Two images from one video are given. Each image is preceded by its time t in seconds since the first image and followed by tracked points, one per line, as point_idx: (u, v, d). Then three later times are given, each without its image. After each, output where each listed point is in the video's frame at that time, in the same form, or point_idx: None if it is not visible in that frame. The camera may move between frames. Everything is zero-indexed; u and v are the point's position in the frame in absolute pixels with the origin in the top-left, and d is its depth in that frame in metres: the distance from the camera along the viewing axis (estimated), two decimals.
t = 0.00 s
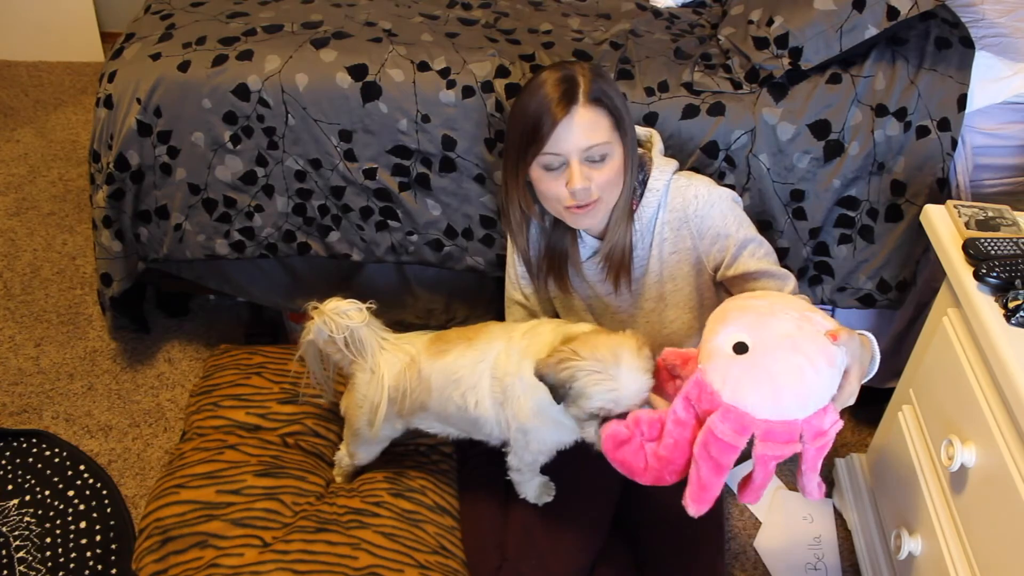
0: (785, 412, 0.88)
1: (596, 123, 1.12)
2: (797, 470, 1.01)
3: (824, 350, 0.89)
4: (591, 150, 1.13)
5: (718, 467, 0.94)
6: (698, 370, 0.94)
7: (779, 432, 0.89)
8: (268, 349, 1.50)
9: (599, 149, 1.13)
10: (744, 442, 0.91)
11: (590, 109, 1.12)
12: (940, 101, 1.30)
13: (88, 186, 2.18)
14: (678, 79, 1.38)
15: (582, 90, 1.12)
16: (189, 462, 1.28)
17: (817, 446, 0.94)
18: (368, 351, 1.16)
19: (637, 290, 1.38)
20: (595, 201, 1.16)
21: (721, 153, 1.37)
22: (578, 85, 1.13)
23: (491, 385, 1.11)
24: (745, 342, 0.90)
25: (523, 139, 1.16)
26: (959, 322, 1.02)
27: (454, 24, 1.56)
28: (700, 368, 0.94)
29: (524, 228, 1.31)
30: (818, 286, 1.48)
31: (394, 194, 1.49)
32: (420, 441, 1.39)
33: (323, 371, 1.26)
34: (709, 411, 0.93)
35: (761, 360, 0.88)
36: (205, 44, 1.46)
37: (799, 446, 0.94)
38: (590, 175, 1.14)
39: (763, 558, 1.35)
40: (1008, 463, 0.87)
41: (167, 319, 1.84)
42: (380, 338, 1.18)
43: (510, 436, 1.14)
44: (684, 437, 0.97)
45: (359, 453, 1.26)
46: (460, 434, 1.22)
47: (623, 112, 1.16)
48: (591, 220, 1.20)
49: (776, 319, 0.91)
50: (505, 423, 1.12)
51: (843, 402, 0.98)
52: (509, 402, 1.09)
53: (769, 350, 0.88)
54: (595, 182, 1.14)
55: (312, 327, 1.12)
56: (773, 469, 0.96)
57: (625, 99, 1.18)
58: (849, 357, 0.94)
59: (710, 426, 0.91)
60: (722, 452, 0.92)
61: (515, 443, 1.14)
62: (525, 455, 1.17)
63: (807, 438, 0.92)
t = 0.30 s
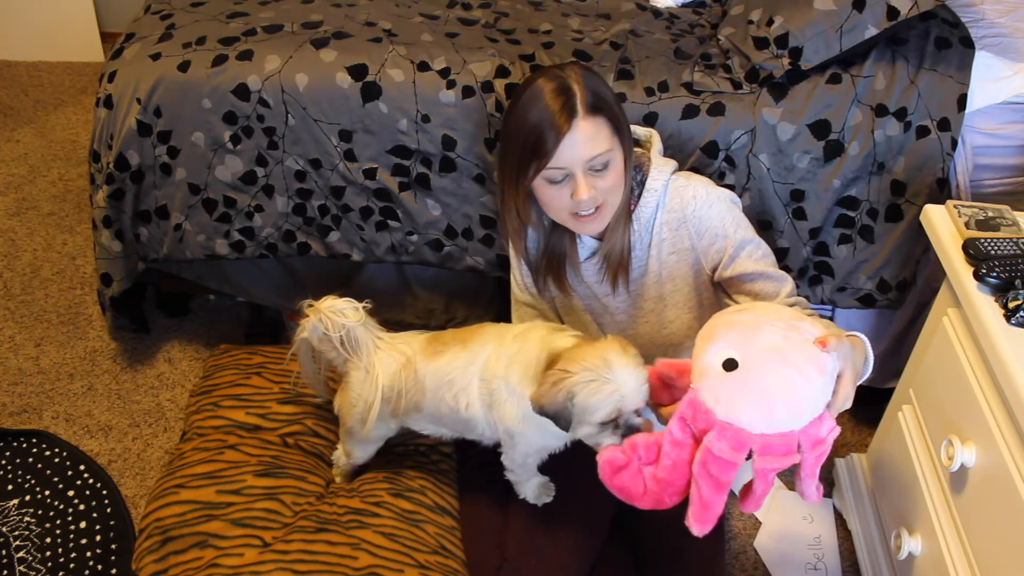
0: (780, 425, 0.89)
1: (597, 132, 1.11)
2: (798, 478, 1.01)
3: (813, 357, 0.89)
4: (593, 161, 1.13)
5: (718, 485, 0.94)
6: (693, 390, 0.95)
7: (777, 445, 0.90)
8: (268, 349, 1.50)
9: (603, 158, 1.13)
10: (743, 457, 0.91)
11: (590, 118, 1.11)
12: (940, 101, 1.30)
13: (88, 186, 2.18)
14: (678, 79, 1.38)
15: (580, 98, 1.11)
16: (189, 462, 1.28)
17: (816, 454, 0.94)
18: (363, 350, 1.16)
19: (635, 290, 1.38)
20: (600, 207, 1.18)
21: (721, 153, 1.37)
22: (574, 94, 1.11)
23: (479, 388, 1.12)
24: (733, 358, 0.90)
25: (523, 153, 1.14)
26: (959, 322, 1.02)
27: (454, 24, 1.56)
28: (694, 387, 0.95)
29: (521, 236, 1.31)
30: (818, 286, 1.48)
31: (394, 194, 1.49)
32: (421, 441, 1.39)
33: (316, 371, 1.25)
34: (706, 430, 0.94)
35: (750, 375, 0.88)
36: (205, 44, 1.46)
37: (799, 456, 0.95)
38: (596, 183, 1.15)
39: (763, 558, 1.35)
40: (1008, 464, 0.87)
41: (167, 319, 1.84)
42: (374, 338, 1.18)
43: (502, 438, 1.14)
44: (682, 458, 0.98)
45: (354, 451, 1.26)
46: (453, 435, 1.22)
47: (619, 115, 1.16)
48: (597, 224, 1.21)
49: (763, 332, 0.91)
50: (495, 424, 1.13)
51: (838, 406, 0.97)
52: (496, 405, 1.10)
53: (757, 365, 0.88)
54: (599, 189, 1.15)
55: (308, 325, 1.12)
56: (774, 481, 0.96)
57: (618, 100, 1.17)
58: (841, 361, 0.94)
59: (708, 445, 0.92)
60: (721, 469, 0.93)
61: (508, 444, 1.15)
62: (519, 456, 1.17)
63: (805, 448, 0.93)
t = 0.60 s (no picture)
0: (783, 421, 0.89)
1: (595, 122, 1.12)
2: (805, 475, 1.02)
3: (815, 355, 0.89)
4: (589, 150, 1.12)
5: (723, 482, 0.94)
6: (695, 390, 0.95)
7: (780, 441, 0.91)
8: (268, 349, 1.50)
9: (597, 149, 1.13)
10: (747, 454, 0.92)
11: (588, 109, 1.12)
12: (940, 101, 1.30)
13: (88, 186, 2.18)
14: (678, 79, 1.38)
15: (579, 89, 1.12)
16: (189, 462, 1.28)
17: (821, 450, 0.95)
18: (358, 350, 1.16)
19: (636, 290, 1.38)
20: (596, 201, 1.17)
21: (721, 153, 1.37)
22: (574, 84, 1.12)
23: (471, 396, 1.12)
24: (733, 357, 0.90)
25: (522, 142, 1.15)
26: (959, 322, 1.02)
27: (454, 24, 1.56)
28: (696, 387, 0.95)
29: (523, 227, 1.30)
30: (818, 286, 1.48)
31: (394, 194, 1.49)
32: (421, 441, 1.39)
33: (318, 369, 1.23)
34: (708, 428, 0.94)
35: (751, 372, 0.89)
36: (205, 44, 1.46)
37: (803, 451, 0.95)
38: (591, 174, 1.14)
39: (763, 557, 1.35)
40: (1008, 463, 0.87)
41: (167, 320, 1.84)
42: (370, 338, 1.17)
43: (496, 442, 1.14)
44: (687, 454, 1.00)
45: (352, 451, 1.26)
46: (446, 438, 1.23)
47: (620, 110, 1.16)
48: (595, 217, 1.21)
49: (763, 329, 0.92)
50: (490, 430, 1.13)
51: (841, 404, 0.97)
52: (489, 415, 1.10)
53: (758, 362, 0.89)
54: (595, 181, 1.14)
55: (305, 323, 1.11)
56: (780, 479, 0.96)
57: (621, 96, 1.17)
58: (843, 358, 0.94)
59: (711, 443, 0.92)
60: (726, 467, 0.93)
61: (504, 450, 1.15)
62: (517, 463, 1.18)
63: (810, 444, 0.93)
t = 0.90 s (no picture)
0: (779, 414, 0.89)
1: (601, 114, 1.13)
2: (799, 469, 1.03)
3: (813, 349, 0.90)
4: (594, 140, 1.13)
5: (719, 474, 0.95)
6: (692, 381, 0.95)
7: (777, 433, 0.91)
8: (268, 349, 1.50)
9: (601, 134, 1.14)
10: (743, 446, 0.92)
11: (595, 100, 1.13)
12: (940, 101, 1.30)
13: (88, 186, 2.18)
14: (678, 79, 1.38)
15: (589, 80, 1.12)
16: (189, 462, 1.28)
17: (817, 444, 0.95)
18: (353, 351, 1.15)
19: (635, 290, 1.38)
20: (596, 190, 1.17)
21: (721, 153, 1.37)
22: (585, 75, 1.12)
23: (473, 401, 1.12)
24: (732, 348, 0.91)
25: (528, 126, 1.16)
26: (959, 323, 1.02)
27: (454, 24, 1.56)
28: (694, 379, 0.96)
29: (527, 216, 1.31)
30: (818, 286, 1.48)
31: (394, 194, 1.49)
32: (421, 441, 1.39)
33: (305, 364, 1.25)
34: (704, 419, 0.95)
35: (749, 364, 0.89)
36: (205, 44, 1.46)
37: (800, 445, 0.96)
38: (592, 162, 1.14)
39: (763, 557, 1.35)
40: (1008, 463, 0.87)
41: (167, 320, 1.84)
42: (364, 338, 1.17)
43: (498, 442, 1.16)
44: (680, 446, 1.00)
45: (347, 451, 1.26)
46: (441, 440, 1.23)
47: (628, 103, 1.16)
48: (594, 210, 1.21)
49: (762, 323, 0.92)
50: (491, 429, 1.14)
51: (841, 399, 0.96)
52: (498, 420, 1.11)
53: (756, 354, 0.89)
54: (597, 170, 1.15)
55: (300, 319, 1.10)
56: (775, 471, 0.97)
57: (631, 93, 1.18)
58: (843, 354, 0.94)
59: (708, 434, 0.93)
60: (722, 458, 0.93)
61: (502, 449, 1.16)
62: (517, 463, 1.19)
63: (806, 438, 0.94)
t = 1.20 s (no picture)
0: (783, 408, 0.89)
1: (608, 110, 1.13)
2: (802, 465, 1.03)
3: (817, 343, 0.90)
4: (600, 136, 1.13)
5: (722, 470, 0.95)
6: (696, 376, 0.96)
7: (780, 428, 0.91)
8: (268, 349, 1.50)
9: (607, 130, 1.14)
10: (747, 441, 0.92)
11: (602, 96, 1.13)
12: (940, 101, 1.30)
13: (88, 186, 2.18)
14: (678, 79, 1.38)
15: (596, 76, 1.12)
16: (189, 462, 1.28)
17: (820, 439, 0.95)
18: (358, 353, 1.15)
19: (636, 290, 1.38)
20: (601, 186, 1.17)
21: (721, 153, 1.37)
22: (591, 71, 1.12)
23: (477, 402, 1.12)
24: (736, 342, 0.92)
25: (534, 124, 1.16)
26: (959, 322, 1.02)
27: (454, 24, 1.56)
28: (697, 373, 0.96)
29: (533, 213, 1.31)
30: (818, 286, 1.48)
31: (394, 194, 1.49)
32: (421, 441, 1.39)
33: (311, 365, 1.24)
34: (708, 414, 0.95)
35: (754, 357, 0.90)
36: (205, 44, 1.46)
37: (803, 440, 0.96)
38: (599, 158, 1.14)
39: (763, 557, 1.35)
40: (1008, 463, 0.87)
41: (167, 320, 1.84)
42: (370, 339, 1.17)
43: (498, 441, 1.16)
44: (685, 441, 1.00)
45: (350, 451, 1.26)
46: (445, 442, 1.23)
47: (636, 100, 1.16)
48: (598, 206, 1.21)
49: (765, 317, 0.93)
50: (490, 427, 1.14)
51: (842, 397, 0.96)
52: (501, 420, 1.11)
53: (761, 347, 0.90)
54: (603, 166, 1.15)
55: (307, 319, 1.10)
56: (778, 466, 0.97)
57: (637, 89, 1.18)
58: (846, 350, 0.95)
59: (711, 429, 0.92)
60: (725, 453, 0.93)
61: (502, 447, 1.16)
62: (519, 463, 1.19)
63: (810, 433, 0.94)
